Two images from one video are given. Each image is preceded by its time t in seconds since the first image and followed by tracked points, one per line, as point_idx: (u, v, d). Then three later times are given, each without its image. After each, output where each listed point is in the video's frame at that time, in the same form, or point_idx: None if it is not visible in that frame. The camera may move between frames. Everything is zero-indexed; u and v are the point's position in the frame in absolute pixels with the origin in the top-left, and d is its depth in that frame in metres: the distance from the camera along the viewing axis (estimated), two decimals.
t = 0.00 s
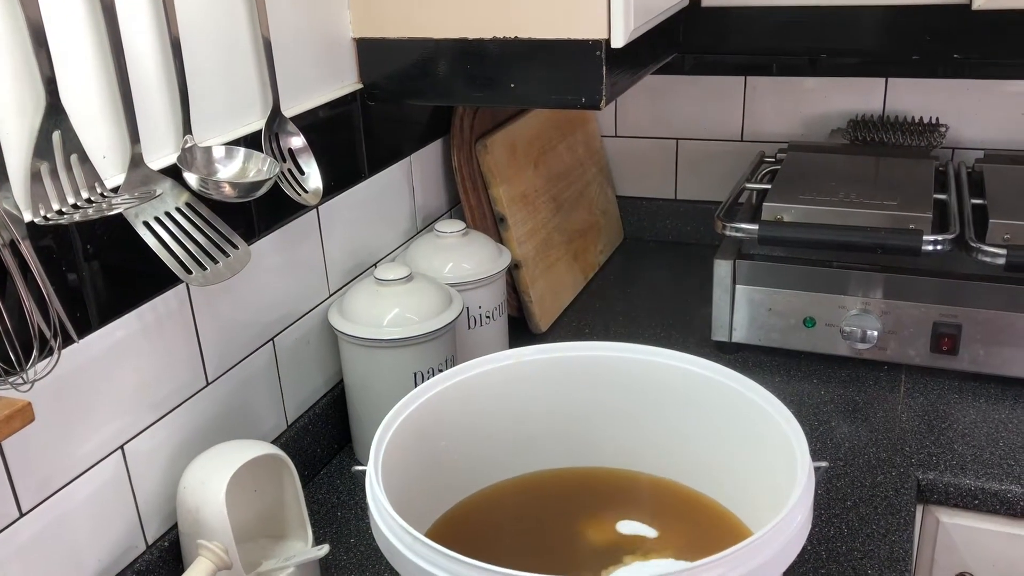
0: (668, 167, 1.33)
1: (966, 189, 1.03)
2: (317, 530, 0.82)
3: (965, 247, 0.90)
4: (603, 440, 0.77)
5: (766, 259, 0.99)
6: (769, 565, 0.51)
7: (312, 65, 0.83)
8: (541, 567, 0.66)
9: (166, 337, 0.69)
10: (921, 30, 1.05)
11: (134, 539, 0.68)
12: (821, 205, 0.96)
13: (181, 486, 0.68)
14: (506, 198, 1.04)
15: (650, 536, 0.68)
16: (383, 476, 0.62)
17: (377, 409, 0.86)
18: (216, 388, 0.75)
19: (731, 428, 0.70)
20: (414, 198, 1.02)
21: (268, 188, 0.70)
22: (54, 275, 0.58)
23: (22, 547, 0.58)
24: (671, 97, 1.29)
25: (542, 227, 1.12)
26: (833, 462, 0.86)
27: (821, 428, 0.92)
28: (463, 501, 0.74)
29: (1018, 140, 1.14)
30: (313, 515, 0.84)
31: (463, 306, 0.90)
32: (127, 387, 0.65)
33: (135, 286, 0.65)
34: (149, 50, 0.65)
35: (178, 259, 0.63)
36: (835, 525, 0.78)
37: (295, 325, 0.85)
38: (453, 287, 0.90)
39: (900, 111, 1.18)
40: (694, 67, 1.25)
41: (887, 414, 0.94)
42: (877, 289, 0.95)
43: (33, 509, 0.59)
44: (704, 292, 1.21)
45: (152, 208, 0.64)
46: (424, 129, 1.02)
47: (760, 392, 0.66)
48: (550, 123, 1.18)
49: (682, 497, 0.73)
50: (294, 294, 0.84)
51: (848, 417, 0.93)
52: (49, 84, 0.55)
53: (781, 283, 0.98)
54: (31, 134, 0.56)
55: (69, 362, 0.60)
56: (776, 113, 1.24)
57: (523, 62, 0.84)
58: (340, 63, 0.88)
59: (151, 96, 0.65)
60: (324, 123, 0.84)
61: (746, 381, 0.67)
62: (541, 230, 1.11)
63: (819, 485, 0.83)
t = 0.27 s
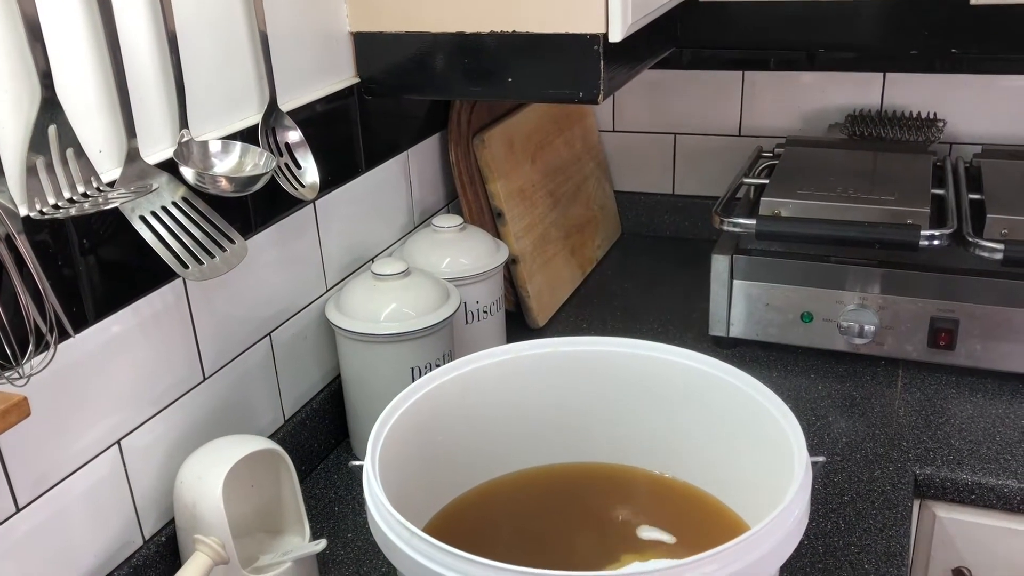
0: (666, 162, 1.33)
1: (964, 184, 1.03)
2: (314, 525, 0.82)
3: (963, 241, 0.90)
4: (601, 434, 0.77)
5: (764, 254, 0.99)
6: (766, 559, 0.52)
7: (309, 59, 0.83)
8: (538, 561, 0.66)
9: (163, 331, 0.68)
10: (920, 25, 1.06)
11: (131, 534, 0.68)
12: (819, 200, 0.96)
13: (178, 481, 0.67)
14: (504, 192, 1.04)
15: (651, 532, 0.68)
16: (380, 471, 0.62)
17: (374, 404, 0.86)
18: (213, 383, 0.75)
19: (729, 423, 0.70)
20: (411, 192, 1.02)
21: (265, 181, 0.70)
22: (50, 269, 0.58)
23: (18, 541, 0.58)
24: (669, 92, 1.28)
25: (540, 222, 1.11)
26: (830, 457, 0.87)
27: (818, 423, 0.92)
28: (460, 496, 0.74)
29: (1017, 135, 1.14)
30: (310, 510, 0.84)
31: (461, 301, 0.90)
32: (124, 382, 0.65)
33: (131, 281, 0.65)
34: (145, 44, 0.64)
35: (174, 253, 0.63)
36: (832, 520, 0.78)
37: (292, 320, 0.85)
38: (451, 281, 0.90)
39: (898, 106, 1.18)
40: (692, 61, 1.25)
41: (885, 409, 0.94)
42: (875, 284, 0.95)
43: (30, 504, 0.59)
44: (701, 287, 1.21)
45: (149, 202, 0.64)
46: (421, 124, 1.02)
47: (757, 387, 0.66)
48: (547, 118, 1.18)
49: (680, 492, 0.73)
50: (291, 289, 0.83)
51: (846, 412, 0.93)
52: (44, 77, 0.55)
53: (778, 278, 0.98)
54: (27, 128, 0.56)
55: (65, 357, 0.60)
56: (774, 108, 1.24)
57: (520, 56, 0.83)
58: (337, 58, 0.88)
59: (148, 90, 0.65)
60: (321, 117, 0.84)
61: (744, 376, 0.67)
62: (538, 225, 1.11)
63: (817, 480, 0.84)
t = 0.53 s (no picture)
0: (666, 157, 1.33)
1: (963, 179, 1.03)
2: (314, 520, 0.82)
3: (962, 238, 0.91)
4: (601, 429, 0.77)
5: (763, 250, 0.99)
6: (766, 553, 0.52)
7: (308, 55, 0.83)
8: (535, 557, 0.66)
9: (163, 327, 0.69)
10: (920, 21, 1.06)
11: (131, 529, 0.69)
12: (819, 195, 0.96)
13: (179, 476, 0.68)
14: (504, 188, 1.04)
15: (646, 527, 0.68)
16: (380, 466, 0.62)
17: (374, 399, 0.86)
18: (213, 378, 0.75)
19: (729, 419, 0.70)
20: (410, 188, 1.02)
21: (264, 177, 0.70)
22: (51, 265, 0.58)
23: (19, 536, 0.58)
24: (668, 87, 1.28)
25: (539, 217, 1.12)
26: (829, 452, 0.87)
27: (817, 418, 0.92)
28: (460, 491, 0.74)
29: (1016, 130, 1.14)
30: (310, 505, 0.84)
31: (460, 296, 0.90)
32: (124, 377, 0.65)
33: (131, 277, 0.65)
34: (145, 39, 0.64)
35: (174, 249, 0.63)
36: (831, 514, 0.79)
37: (292, 316, 0.85)
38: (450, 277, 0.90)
39: (897, 102, 1.18)
40: (691, 57, 1.25)
41: (884, 404, 0.94)
42: (874, 280, 0.95)
43: (31, 498, 0.59)
44: (700, 283, 1.21)
45: (149, 198, 0.64)
46: (420, 119, 1.02)
47: (757, 383, 0.66)
48: (547, 113, 1.18)
49: (678, 487, 0.73)
50: (290, 285, 0.84)
51: (844, 408, 0.94)
52: (44, 72, 0.55)
53: (777, 273, 0.99)
54: (27, 122, 0.56)
55: (66, 352, 0.60)
56: (773, 104, 1.24)
57: (520, 52, 0.83)
58: (337, 53, 0.88)
59: (148, 85, 0.65)
60: (321, 113, 0.84)
61: (743, 372, 0.67)
62: (538, 221, 1.11)
63: (815, 475, 0.84)
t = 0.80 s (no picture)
0: (665, 156, 1.33)
1: (963, 178, 1.03)
2: (314, 518, 0.82)
3: (962, 237, 0.91)
4: (600, 428, 0.77)
5: (763, 248, 0.99)
6: (767, 551, 0.52)
7: (308, 52, 0.83)
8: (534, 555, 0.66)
9: (162, 324, 0.68)
10: (920, 20, 1.06)
11: (130, 527, 0.69)
12: (819, 193, 0.96)
13: (179, 474, 0.68)
14: (503, 186, 1.04)
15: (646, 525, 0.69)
16: (380, 464, 0.62)
17: (373, 397, 0.86)
18: (213, 376, 0.75)
19: (729, 417, 0.70)
20: (410, 186, 1.02)
21: (263, 175, 0.70)
22: (50, 263, 0.58)
23: (19, 533, 0.58)
24: (668, 85, 1.28)
25: (539, 216, 1.11)
26: (829, 450, 0.87)
27: (817, 416, 0.92)
28: (459, 489, 0.74)
29: (1016, 129, 1.14)
30: (310, 503, 0.84)
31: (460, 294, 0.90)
32: (124, 375, 0.65)
33: (131, 275, 0.65)
34: (144, 37, 0.64)
35: (174, 247, 0.63)
36: (830, 512, 0.79)
37: (292, 314, 0.85)
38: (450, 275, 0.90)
39: (897, 100, 1.18)
40: (691, 56, 1.25)
41: (883, 403, 0.94)
42: (874, 279, 0.95)
43: (30, 496, 0.59)
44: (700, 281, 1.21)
45: (149, 195, 0.64)
46: (420, 117, 1.02)
47: (757, 381, 0.66)
48: (547, 111, 1.18)
49: (678, 485, 0.73)
50: (290, 283, 0.83)
51: (844, 406, 0.94)
52: (43, 70, 0.55)
53: (777, 272, 0.99)
54: (26, 120, 0.56)
55: (65, 349, 0.60)
56: (773, 102, 1.24)
57: (520, 50, 0.83)
58: (336, 51, 0.88)
59: (147, 83, 0.65)
60: (320, 111, 0.84)
61: (742, 369, 0.67)
62: (537, 219, 1.11)
63: (815, 473, 0.84)
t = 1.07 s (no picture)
0: (666, 156, 1.33)
1: (963, 179, 1.03)
2: (315, 518, 0.82)
3: (963, 238, 0.91)
4: (601, 428, 0.77)
5: (764, 249, 0.99)
6: (768, 552, 0.52)
7: (310, 53, 0.83)
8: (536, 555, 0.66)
9: (164, 324, 0.69)
10: (921, 21, 1.07)
11: (132, 527, 0.69)
12: (819, 195, 0.96)
13: (180, 474, 0.68)
14: (504, 187, 1.04)
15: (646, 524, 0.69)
16: (381, 464, 0.62)
17: (374, 397, 0.86)
18: (214, 376, 0.75)
19: (730, 418, 0.70)
20: (411, 186, 1.02)
21: (265, 175, 0.70)
22: (52, 263, 0.58)
23: (20, 533, 0.59)
24: (669, 86, 1.28)
25: (540, 216, 1.12)
26: (830, 451, 0.87)
27: (818, 417, 0.92)
28: (461, 489, 0.74)
29: (1017, 130, 1.14)
30: (311, 503, 0.84)
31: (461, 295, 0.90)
32: (125, 375, 0.65)
33: (132, 275, 0.65)
34: (146, 37, 0.64)
35: (176, 247, 0.63)
36: (831, 513, 0.79)
37: (293, 314, 0.85)
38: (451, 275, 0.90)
39: (898, 101, 1.18)
40: (691, 57, 1.25)
41: (884, 404, 0.94)
42: (874, 280, 0.95)
43: (32, 496, 0.59)
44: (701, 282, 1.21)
45: (151, 195, 0.64)
46: (421, 118, 1.02)
47: (759, 382, 0.66)
48: (548, 111, 1.18)
49: (679, 485, 0.73)
50: (291, 283, 0.84)
51: (845, 406, 0.94)
52: (46, 71, 0.55)
53: (777, 273, 0.99)
54: (28, 121, 0.56)
55: (67, 349, 0.60)
56: (774, 103, 1.24)
57: (521, 50, 0.83)
58: (338, 51, 0.88)
59: (149, 84, 0.65)
60: (322, 111, 0.84)
61: (744, 370, 0.67)
62: (538, 220, 1.11)
63: (816, 474, 0.84)
